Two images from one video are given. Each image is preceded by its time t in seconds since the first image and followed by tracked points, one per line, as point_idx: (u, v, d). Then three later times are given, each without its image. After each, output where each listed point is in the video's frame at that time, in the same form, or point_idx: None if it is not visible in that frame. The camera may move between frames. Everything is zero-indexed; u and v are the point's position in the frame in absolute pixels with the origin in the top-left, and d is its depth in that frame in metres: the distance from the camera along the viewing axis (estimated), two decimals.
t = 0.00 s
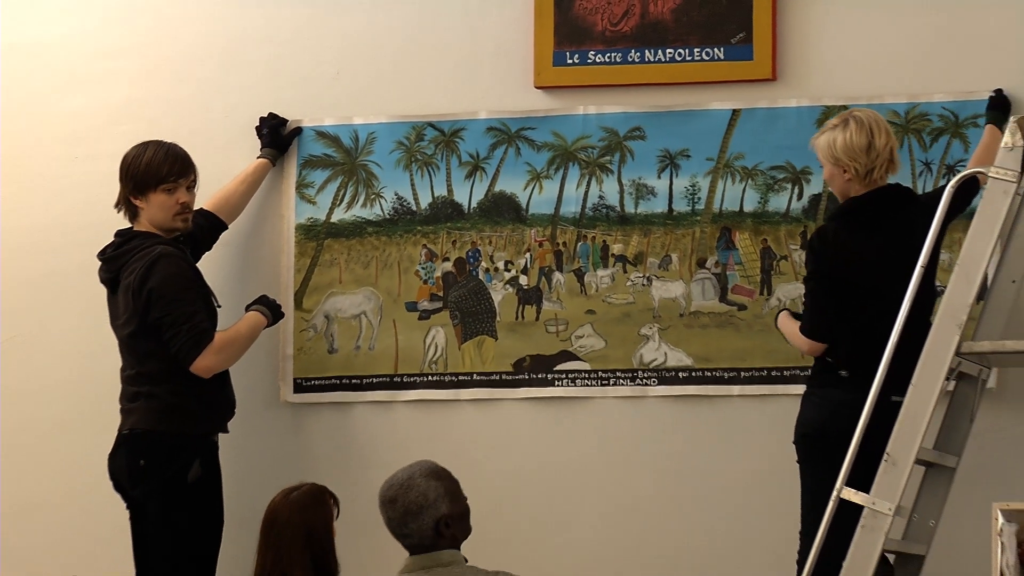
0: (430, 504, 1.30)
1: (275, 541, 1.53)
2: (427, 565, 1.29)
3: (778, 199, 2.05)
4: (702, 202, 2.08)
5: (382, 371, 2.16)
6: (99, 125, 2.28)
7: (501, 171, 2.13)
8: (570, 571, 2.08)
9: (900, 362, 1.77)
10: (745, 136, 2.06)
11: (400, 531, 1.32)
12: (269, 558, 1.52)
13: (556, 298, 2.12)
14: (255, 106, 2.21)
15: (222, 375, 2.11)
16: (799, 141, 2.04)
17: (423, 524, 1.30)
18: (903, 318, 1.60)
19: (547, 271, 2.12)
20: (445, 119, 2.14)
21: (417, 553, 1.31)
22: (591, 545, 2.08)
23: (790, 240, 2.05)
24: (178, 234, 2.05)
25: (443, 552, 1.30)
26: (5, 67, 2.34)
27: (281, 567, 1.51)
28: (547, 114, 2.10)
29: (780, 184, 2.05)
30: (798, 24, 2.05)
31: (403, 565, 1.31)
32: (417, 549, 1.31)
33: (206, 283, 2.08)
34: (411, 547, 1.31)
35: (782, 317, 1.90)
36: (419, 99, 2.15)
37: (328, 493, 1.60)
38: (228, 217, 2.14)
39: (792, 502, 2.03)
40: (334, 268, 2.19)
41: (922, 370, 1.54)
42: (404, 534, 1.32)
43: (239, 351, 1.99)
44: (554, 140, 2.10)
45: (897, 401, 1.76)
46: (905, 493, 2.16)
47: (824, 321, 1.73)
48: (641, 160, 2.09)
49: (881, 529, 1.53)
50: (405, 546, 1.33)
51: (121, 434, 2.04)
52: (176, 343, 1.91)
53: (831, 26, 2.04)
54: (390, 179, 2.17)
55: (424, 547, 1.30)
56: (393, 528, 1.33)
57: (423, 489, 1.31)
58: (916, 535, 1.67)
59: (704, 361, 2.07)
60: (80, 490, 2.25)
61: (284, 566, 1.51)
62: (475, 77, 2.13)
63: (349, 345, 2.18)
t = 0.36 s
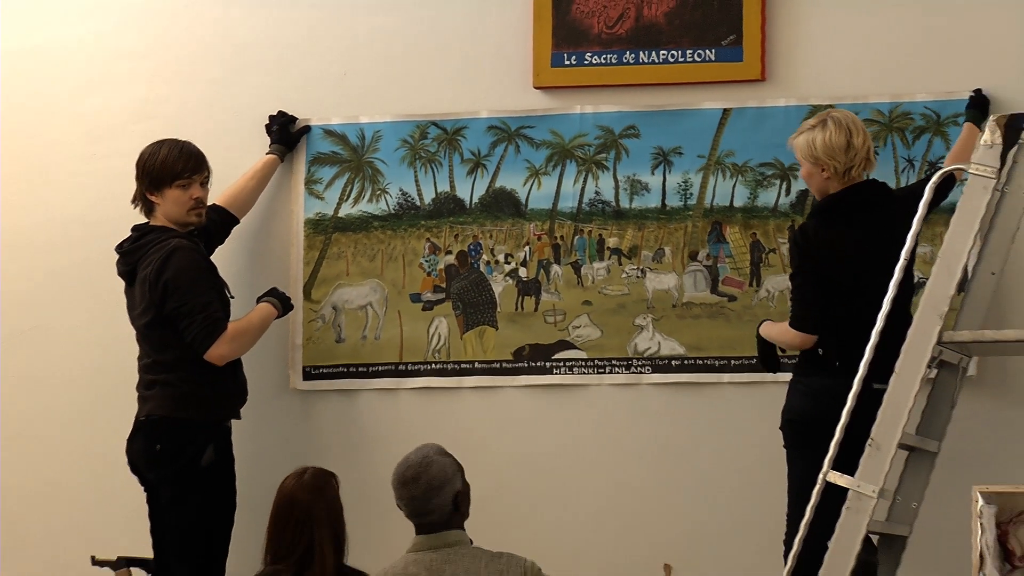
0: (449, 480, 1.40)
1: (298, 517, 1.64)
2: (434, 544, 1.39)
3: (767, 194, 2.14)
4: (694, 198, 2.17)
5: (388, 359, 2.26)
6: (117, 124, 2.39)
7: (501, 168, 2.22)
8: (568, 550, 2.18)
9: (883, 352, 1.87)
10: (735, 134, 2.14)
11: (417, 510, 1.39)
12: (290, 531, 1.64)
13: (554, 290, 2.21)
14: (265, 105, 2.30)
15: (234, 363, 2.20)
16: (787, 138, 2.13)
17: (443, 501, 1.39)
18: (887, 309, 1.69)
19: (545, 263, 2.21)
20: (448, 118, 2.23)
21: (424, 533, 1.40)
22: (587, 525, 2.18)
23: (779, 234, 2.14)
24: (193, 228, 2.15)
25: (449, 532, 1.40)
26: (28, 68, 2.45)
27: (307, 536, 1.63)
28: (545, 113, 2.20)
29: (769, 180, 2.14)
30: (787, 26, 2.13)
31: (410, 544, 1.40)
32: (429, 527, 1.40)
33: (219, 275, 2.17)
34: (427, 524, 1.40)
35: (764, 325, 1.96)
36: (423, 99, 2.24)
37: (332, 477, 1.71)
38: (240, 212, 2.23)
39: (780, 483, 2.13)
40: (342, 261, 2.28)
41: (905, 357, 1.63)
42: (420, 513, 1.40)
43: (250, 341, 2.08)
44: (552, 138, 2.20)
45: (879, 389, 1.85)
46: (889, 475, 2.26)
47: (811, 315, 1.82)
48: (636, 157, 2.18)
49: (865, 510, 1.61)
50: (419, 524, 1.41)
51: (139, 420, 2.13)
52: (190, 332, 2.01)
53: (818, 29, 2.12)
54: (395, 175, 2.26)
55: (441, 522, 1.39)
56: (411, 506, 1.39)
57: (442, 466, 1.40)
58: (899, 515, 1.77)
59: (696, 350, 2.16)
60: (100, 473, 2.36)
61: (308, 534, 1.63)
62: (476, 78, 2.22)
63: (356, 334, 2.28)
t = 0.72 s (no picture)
0: (459, 458, 1.52)
1: (306, 499, 1.74)
2: (440, 524, 1.47)
3: (756, 190, 2.23)
4: (686, 193, 2.26)
5: (393, 348, 2.36)
6: (132, 122, 2.49)
7: (501, 164, 2.32)
8: (565, 531, 2.28)
9: (867, 342, 1.95)
10: (725, 132, 2.24)
11: (435, 487, 1.48)
12: (298, 514, 1.73)
13: (552, 281, 2.31)
14: (275, 105, 2.41)
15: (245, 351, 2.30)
16: (775, 136, 2.22)
17: (455, 478, 1.50)
18: (872, 299, 1.77)
19: (543, 256, 2.31)
20: (450, 116, 2.33)
21: (430, 513, 1.49)
22: (584, 507, 2.27)
23: (767, 227, 2.23)
24: (206, 222, 2.24)
25: (454, 513, 1.49)
26: (45, 68, 2.54)
27: (314, 519, 1.72)
28: (543, 112, 2.29)
29: (758, 176, 2.23)
30: (775, 28, 2.22)
31: (416, 524, 1.49)
32: (441, 505, 1.49)
33: (230, 268, 2.27)
34: (439, 502, 1.48)
35: (754, 314, 2.04)
36: (427, 98, 2.34)
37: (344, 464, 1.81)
38: (250, 207, 2.33)
39: (769, 467, 2.22)
40: (348, 253, 2.38)
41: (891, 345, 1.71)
42: (435, 490, 1.49)
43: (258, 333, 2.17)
44: (550, 136, 2.29)
45: (863, 377, 1.94)
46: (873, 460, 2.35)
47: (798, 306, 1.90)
48: (631, 154, 2.27)
49: (851, 493, 1.69)
50: (431, 503, 1.49)
51: (153, 407, 2.22)
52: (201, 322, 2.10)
53: (805, 31, 2.21)
54: (399, 172, 2.36)
55: (455, 498, 1.49)
56: (426, 484, 1.48)
57: (452, 444, 1.52)
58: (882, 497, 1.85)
59: (688, 339, 2.25)
60: (116, 457, 2.46)
61: (314, 517, 1.72)
62: (477, 78, 2.32)
63: (362, 324, 2.37)
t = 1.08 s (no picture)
0: (460, 444, 1.62)
1: (306, 481, 1.83)
2: (444, 506, 1.56)
3: (746, 185, 2.32)
4: (679, 189, 2.35)
5: (397, 337, 2.45)
6: (150, 120, 2.61)
7: (501, 161, 2.42)
8: (563, 512, 2.37)
9: (853, 332, 2.04)
10: (716, 130, 2.33)
11: (437, 469, 1.58)
12: (298, 497, 1.83)
13: (550, 273, 2.40)
14: (285, 104, 2.52)
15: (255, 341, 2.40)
16: (765, 134, 2.31)
17: (457, 462, 1.59)
18: (857, 290, 1.85)
19: (542, 249, 2.40)
20: (452, 115, 2.43)
21: (434, 495, 1.58)
22: (580, 490, 2.37)
23: (756, 222, 2.32)
24: (218, 217, 2.34)
25: (457, 495, 1.58)
26: (68, 70, 2.67)
27: (313, 502, 1.81)
28: (542, 111, 2.39)
29: (748, 172, 2.32)
30: (764, 30, 2.31)
31: (421, 506, 1.58)
32: (444, 487, 1.58)
33: (241, 260, 2.36)
34: (442, 485, 1.58)
35: (745, 306, 2.14)
36: (430, 97, 2.44)
37: (351, 449, 1.91)
38: (260, 202, 2.43)
39: (758, 452, 2.31)
40: (354, 247, 2.48)
41: (874, 335, 1.80)
42: (437, 474, 1.58)
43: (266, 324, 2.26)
44: (549, 134, 2.39)
45: (850, 365, 2.04)
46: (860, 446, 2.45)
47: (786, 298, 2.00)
48: (626, 151, 2.36)
49: (837, 477, 1.78)
50: (434, 485, 1.58)
51: (167, 393, 2.32)
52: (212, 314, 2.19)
53: (793, 33, 2.30)
54: (403, 168, 2.46)
55: (457, 482, 1.58)
56: (429, 467, 1.57)
57: (455, 431, 1.62)
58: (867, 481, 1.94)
59: (681, 329, 2.34)
60: (133, 442, 2.57)
61: (314, 501, 1.81)
62: (478, 79, 2.42)
63: (367, 314, 2.47)
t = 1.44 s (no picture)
0: (460, 429, 1.68)
1: (308, 467, 1.93)
2: (445, 489, 1.66)
3: (736, 182, 2.42)
4: (672, 184, 2.44)
5: (401, 327, 2.55)
6: (162, 118, 2.71)
7: (501, 158, 2.51)
8: (560, 495, 2.48)
9: (839, 322, 2.14)
10: (708, 129, 2.43)
11: (435, 452, 1.65)
12: (299, 484, 1.93)
13: (549, 266, 2.50)
14: (294, 103, 2.61)
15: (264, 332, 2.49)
16: (754, 132, 2.40)
17: (454, 446, 1.66)
18: (843, 282, 1.93)
19: (541, 243, 2.50)
20: (454, 114, 2.53)
21: (435, 479, 1.67)
22: (576, 474, 2.47)
23: (746, 216, 2.41)
24: (228, 212, 2.44)
25: (457, 479, 1.66)
26: (82, 70, 2.77)
27: (313, 490, 1.91)
28: (540, 110, 2.49)
29: (738, 169, 2.42)
30: (754, 33, 2.41)
31: (424, 489, 1.67)
32: (443, 470, 1.66)
33: (250, 253, 2.46)
34: (441, 468, 1.66)
35: (734, 297, 2.24)
36: (432, 96, 2.54)
37: (352, 433, 2.02)
38: (269, 197, 2.53)
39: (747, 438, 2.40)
40: (360, 240, 2.58)
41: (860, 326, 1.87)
42: (435, 457, 1.66)
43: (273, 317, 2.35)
44: (546, 132, 2.49)
45: (836, 354, 2.13)
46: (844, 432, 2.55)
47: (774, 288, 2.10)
48: (621, 149, 2.46)
49: (823, 460, 1.86)
50: (433, 468, 1.67)
51: (179, 381, 2.40)
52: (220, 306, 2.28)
53: (782, 35, 2.40)
54: (407, 165, 2.56)
55: (454, 466, 1.66)
56: (427, 451, 1.66)
57: (455, 416, 1.68)
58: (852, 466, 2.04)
59: (674, 319, 2.44)
60: (146, 429, 2.67)
61: (314, 488, 1.91)
62: (479, 79, 2.51)
63: (372, 306, 2.57)
